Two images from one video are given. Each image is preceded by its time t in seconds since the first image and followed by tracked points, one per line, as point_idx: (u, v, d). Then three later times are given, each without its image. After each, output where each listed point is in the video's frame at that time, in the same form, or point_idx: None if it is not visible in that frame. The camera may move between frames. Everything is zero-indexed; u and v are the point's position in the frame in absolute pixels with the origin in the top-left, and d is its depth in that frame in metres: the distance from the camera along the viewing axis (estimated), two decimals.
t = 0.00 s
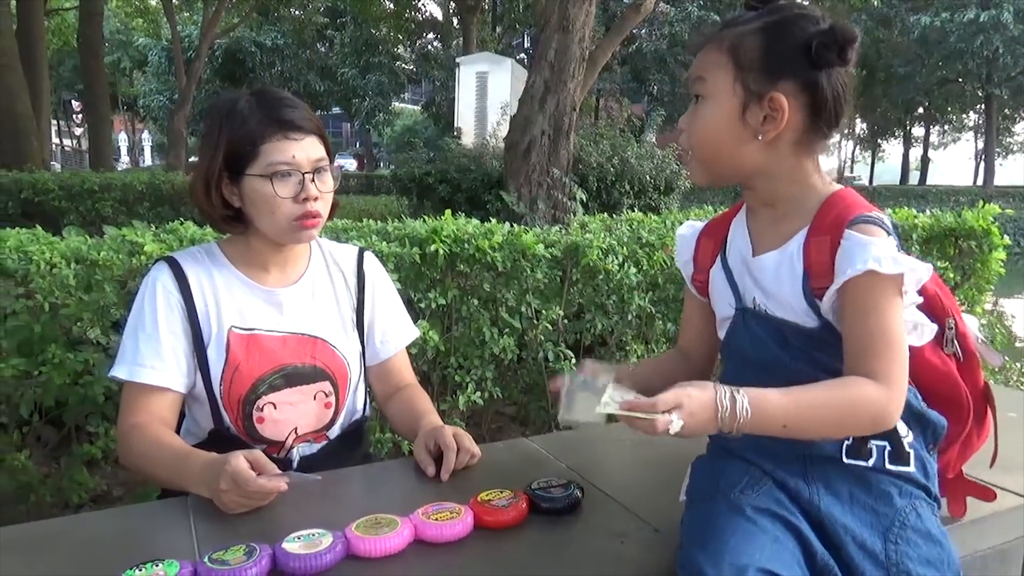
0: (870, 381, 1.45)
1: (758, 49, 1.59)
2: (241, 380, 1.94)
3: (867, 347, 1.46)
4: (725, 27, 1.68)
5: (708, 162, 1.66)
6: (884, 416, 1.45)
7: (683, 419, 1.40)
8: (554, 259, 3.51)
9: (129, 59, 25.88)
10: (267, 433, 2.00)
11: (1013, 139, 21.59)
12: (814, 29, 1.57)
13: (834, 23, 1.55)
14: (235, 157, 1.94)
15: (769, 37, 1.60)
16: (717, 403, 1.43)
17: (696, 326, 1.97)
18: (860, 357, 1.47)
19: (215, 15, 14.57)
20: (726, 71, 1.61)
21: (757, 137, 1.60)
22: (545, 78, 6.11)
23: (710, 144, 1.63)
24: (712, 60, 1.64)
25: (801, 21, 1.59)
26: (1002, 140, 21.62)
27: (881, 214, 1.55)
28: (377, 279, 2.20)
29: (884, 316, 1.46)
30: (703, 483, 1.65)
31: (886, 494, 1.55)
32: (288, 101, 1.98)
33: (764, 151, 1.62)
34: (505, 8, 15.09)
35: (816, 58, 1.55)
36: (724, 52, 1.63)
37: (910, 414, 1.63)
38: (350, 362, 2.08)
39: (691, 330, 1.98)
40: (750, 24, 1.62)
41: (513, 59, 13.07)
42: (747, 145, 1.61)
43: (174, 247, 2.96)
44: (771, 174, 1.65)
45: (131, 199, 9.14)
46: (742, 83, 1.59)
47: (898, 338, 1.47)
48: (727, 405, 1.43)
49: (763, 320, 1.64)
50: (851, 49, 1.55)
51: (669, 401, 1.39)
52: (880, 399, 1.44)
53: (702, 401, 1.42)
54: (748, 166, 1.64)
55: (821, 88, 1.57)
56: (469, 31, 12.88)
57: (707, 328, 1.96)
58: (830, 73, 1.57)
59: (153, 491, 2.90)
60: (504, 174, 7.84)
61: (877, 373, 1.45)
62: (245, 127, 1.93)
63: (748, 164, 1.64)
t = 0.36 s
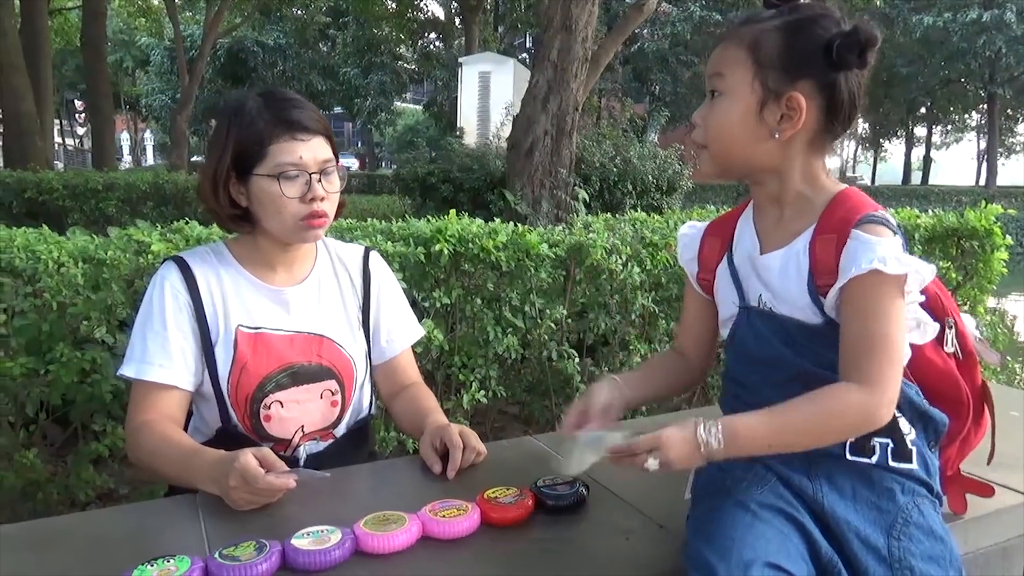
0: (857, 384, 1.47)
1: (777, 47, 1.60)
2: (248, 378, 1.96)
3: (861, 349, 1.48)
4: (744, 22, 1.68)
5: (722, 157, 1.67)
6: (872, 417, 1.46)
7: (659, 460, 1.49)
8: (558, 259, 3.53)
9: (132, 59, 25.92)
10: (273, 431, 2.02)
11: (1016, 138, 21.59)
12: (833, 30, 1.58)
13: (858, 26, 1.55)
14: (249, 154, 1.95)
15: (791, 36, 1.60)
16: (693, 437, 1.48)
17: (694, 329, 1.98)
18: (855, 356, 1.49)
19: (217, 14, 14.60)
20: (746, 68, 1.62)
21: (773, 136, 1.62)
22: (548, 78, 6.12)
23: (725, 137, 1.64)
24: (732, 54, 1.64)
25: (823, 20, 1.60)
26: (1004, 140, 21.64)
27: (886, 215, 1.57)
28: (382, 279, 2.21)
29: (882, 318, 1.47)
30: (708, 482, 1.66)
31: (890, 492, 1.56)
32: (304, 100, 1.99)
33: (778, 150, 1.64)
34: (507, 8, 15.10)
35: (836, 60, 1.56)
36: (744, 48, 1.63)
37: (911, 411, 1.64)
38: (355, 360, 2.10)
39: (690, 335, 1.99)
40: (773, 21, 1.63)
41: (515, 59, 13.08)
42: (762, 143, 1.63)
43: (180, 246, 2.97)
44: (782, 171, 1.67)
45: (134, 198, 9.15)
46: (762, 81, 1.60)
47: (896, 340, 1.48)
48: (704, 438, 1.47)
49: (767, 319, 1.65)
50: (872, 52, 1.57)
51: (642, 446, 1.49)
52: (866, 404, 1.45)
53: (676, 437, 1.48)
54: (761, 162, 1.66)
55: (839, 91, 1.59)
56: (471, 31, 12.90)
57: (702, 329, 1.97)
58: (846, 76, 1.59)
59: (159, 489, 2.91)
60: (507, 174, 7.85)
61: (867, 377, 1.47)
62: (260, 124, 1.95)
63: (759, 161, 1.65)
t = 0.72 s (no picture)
0: (886, 384, 1.52)
1: (777, 62, 1.62)
2: (262, 379, 1.99)
3: (888, 347, 1.52)
4: (739, 37, 1.71)
5: (735, 171, 1.71)
6: (899, 413, 1.52)
7: (698, 457, 1.56)
8: (564, 259, 3.56)
9: (132, 60, 25.98)
10: (288, 428, 2.04)
11: (1015, 136, 21.59)
12: (831, 37, 1.61)
13: (853, 31, 1.58)
14: (261, 162, 1.97)
15: (789, 48, 1.63)
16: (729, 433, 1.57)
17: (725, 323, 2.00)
18: (885, 355, 1.53)
19: (217, 16, 14.63)
20: (749, 86, 1.64)
21: (785, 146, 1.65)
22: (550, 78, 6.14)
23: (738, 152, 1.67)
24: (731, 73, 1.67)
25: (818, 29, 1.63)
26: (1003, 138, 21.67)
27: (902, 211, 1.60)
28: (394, 279, 2.24)
29: (908, 316, 1.51)
30: (721, 476, 1.69)
31: (902, 485, 1.59)
32: (305, 104, 2.01)
33: (792, 158, 1.67)
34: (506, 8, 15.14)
35: (836, 65, 1.59)
36: (744, 67, 1.65)
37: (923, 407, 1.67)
38: (368, 358, 2.13)
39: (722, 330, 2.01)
40: (766, 35, 1.65)
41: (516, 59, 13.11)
42: (774, 154, 1.66)
43: (192, 247, 3.00)
44: (794, 176, 1.70)
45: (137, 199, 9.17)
46: (766, 97, 1.63)
47: (920, 339, 1.53)
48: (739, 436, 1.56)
49: (784, 314, 1.67)
50: (870, 53, 1.59)
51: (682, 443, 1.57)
52: (894, 400, 1.51)
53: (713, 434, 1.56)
54: (774, 170, 1.69)
55: (843, 95, 1.62)
56: (472, 31, 12.91)
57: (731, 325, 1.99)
58: (849, 79, 1.62)
59: (172, 488, 2.94)
60: (509, 174, 7.87)
61: (890, 376, 1.52)
62: (268, 131, 1.97)
63: (773, 169, 1.69)
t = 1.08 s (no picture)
0: (890, 386, 1.57)
1: (785, 54, 1.65)
2: (270, 376, 2.00)
3: (891, 351, 1.55)
4: (749, 31, 1.73)
5: (740, 165, 1.72)
6: (902, 414, 1.57)
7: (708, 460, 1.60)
8: (567, 258, 3.58)
9: (131, 59, 25.95)
10: (295, 425, 2.06)
11: (1014, 136, 21.62)
12: (840, 31, 1.64)
13: (863, 27, 1.61)
14: (272, 157, 1.99)
15: (798, 43, 1.65)
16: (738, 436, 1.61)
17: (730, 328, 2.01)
18: (891, 359, 1.56)
19: (217, 15, 14.62)
20: (755, 78, 1.66)
21: (790, 140, 1.67)
22: (551, 78, 6.16)
23: (743, 146, 1.68)
24: (740, 63, 1.69)
25: (826, 24, 1.65)
26: (1002, 138, 21.72)
27: (904, 211, 1.62)
28: (399, 277, 2.25)
29: (911, 320, 1.54)
30: (726, 471, 1.71)
31: (906, 480, 1.61)
32: (316, 102, 2.03)
33: (795, 152, 1.69)
34: (506, 7, 15.15)
35: (844, 60, 1.62)
36: (752, 58, 1.67)
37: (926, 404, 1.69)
38: (374, 356, 2.14)
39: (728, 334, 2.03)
40: (775, 29, 1.68)
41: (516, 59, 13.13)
42: (778, 148, 1.68)
43: (197, 245, 3.02)
44: (797, 174, 1.72)
45: (139, 198, 9.15)
46: (773, 89, 1.64)
47: (924, 341, 1.56)
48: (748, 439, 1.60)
49: (788, 317, 1.69)
50: (877, 51, 1.63)
51: (694, 447, 1.60)
52: (899, 402, 1.56)
53: (725, 439, 1.60)
54: (778, 166, 1.70)
55: (849, 91, 1.65)
56: (472, 31, 12.90)
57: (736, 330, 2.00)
58: (855, 76, 1.65)
59: (177, 485, 2.95)
60: (510, 173, 7.87)
61: (893, 380, 1.56)
62: (279, 127, 1.99)
63: (777, 165, 1.70)
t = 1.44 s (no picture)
0: (891, 391, 1.57)
1: (776, 56, 1.66)
2: (272, 377, 2.00)
3: (890, 355, 1.56)
4: (743, 36, 1.75)
5: (735, 168, 1.72)
6: (902, 417, 1.58)
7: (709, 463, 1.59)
8: (568, 259, 3.59)
9: (129, 58, 25.92)
10: (297, 426, 2.06)
11: (1011, 138, 21.68)
12: (832, 34, 1.64)
13: (853, 29, 1.61)
14: (272, 158, 2.00)
15: (789, 46, 1.66)
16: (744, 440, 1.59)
17: (729, 335, 2.02)
18: (890, 363, 1.57)
19: (216, 14, 14.61)
20: (747, 80, 1.68)
21: (780, 143, 1.67)
22: (551, 79, 6.17)
23: (736, 148, 1.70)
24: (734, 66, 1.71)
25: (818, 28, 1.66)
26: (1000, 140, 21.76)
27: (901, 216, 1.62)
28: (401, 278, 2.25)
29: (909, 324, 1.55)
30: (728, 474, 1.71)
31: (906, 483, 1.62)
32: (317, 104, 2.04)
33: (787, 156, 1.69)
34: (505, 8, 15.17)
35: (835, 64, 1.62)
36: (744, 60, 1.70)
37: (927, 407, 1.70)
38: (376, 357, 2.14)
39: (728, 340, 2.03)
40: (768, 33, 1.70)
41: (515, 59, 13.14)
42: (770, 151, 1.69)
43: (200, 245, 3.03)
44: (792, 179, 1.72)
45: (138, 198, 9.13)
46: (764, 90, 1.66)
47: (923, 345, 1.57)
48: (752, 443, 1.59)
49: (785, 323, 1.70)
50: (868, 53, 1.63)
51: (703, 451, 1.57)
52: (900, 406, 1.57)
53: (730, 443, 1.59)
54: (772, 170, 1.71)
55: (841, 94, 1.65)
56: (471, 31, 12.90)
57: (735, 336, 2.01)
58: (847, 79, 1.65)
59: (178, 486, 2.95)
60: (509, 174, 7.88)
61: (892, 383, 1.57)
62: (280, 128, 1.99)
63: (772, 168, 1.71)
